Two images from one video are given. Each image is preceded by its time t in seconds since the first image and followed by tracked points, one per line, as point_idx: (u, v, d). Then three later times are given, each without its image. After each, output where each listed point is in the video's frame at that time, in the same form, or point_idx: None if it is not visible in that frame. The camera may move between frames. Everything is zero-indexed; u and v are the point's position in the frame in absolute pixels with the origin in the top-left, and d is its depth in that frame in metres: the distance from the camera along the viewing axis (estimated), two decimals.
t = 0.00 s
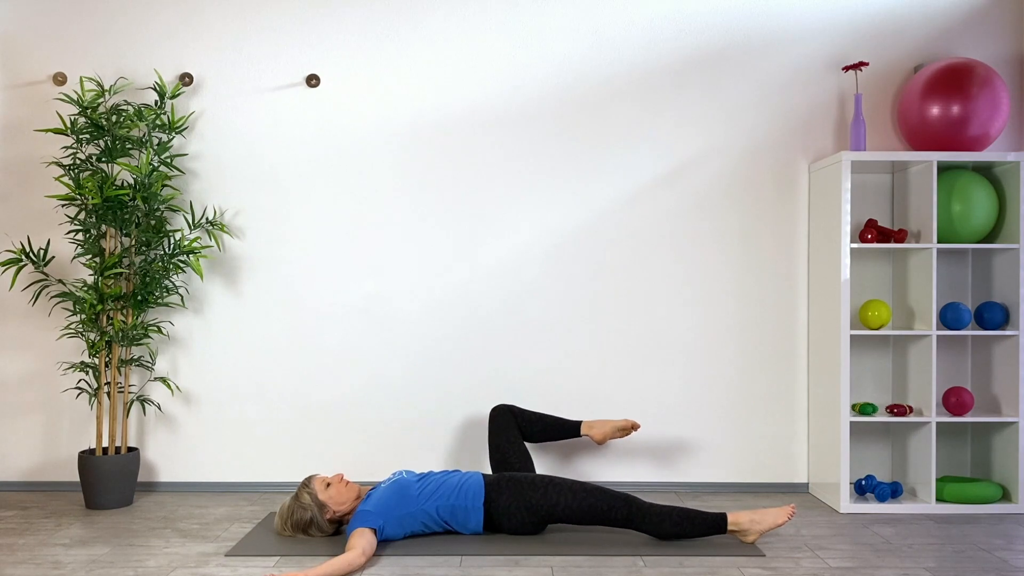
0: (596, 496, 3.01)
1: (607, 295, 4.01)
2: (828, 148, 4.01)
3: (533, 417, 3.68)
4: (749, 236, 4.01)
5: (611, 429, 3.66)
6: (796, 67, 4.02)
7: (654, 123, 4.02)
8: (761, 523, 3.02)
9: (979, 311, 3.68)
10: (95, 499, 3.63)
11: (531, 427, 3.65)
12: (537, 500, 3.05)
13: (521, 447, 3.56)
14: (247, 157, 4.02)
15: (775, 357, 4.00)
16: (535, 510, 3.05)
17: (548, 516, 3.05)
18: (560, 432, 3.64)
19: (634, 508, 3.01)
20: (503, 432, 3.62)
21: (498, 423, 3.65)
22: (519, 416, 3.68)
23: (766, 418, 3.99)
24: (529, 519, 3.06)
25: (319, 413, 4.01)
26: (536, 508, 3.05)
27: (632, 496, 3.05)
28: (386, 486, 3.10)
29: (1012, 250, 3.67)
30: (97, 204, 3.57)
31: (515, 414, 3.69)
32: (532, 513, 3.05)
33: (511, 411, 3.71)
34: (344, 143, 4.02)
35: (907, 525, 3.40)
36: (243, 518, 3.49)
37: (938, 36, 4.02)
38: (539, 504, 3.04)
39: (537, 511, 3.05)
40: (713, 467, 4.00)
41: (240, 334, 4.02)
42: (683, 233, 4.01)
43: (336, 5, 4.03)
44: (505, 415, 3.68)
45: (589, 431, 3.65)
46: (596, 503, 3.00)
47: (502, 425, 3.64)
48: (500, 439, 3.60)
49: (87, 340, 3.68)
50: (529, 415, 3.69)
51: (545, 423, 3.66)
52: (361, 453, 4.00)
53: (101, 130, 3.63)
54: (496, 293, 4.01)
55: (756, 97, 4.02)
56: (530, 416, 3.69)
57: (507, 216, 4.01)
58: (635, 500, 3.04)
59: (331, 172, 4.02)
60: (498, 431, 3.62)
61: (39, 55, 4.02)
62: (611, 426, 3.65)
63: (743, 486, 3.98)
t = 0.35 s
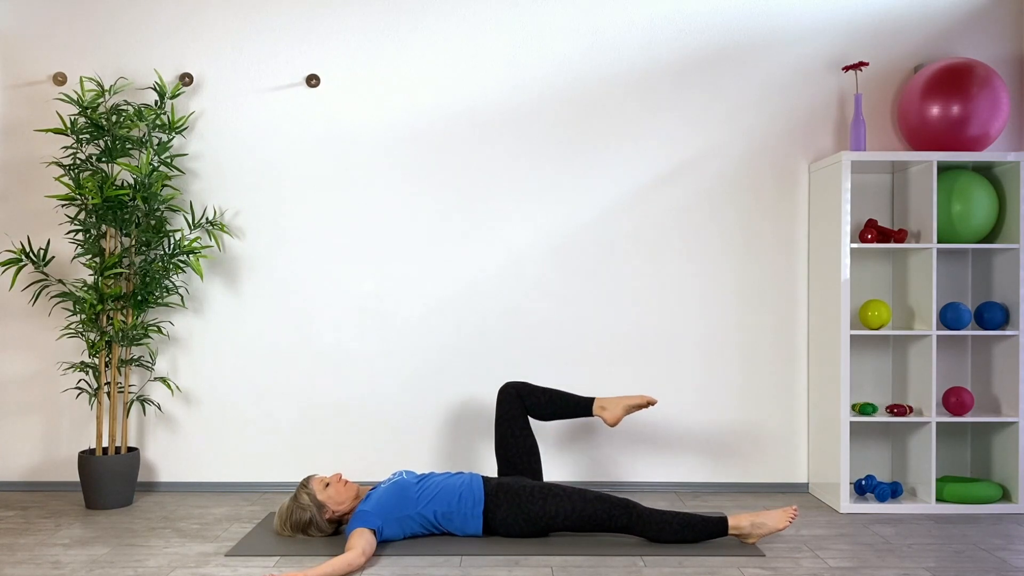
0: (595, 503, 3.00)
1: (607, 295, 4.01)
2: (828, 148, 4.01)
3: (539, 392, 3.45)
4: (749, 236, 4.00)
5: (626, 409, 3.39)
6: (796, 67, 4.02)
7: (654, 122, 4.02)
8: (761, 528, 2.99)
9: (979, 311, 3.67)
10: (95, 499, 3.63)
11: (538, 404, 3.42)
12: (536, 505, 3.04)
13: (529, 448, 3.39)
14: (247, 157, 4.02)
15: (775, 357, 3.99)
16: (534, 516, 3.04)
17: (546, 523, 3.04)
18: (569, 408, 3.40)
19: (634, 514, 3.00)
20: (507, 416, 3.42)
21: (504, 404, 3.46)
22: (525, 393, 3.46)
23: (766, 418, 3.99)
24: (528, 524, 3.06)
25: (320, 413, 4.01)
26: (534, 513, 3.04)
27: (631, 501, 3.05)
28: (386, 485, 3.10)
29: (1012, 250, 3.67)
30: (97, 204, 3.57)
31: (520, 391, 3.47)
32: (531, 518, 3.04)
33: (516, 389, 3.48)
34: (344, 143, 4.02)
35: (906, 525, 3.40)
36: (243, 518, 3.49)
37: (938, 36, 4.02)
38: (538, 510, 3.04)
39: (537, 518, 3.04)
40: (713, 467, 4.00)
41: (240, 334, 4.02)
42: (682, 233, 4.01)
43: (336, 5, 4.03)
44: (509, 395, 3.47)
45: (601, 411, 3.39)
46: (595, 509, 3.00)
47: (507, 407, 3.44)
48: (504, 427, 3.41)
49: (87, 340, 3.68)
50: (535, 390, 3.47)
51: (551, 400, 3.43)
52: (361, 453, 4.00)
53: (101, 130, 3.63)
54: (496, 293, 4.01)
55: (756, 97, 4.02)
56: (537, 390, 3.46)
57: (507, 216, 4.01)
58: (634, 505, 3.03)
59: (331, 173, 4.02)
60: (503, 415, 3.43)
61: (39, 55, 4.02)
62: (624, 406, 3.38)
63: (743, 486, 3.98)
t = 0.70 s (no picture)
0: (594, 505, 3.00)
1: (607, 295, 4.01)
2: (828, 148, 4.01)
3: (545, 389, 3.24)
4: (749, 236, 4.01)
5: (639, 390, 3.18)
6: (796, 67, 4.02)
7: (654, 122, 4.02)
8: (762, 528, 3.00)
9: (979, 311, 3.68)
10: (95, 499, 3.63)
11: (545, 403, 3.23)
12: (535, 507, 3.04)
13: (533, 449, 3.28)
14: (247, 157, 4.02)
15: (775, 357, 3.99)
16: (533, 517, 3.04)
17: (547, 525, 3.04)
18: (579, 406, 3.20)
19: (633, 514, 2.99)
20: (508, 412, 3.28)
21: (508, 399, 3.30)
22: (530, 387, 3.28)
23: (767, 418, 3.99)
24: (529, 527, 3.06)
25: (320, 413, 4.01)
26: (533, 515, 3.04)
27: (629, 500, 3.04)
28: (387, 485, 3.09)
29: (1012, 250, 3.67)
30: (97, 204, 3.57)
31: (523, 388, 3.27)
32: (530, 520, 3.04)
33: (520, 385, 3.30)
34: (344, 143, 4.02)
35: (907, 525, 3.40)
36: (243, 518, 3.49)
37: (938, 36, 4.02)
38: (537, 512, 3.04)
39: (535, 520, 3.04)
40: (713, 467, 4.00)
41: (240, 334, 4.02)
42: (682, 233, 4.01)
43: (336, 5, 4.03)
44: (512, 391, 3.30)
45: (615, 399, 3.17)
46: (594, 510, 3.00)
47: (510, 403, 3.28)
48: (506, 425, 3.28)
49: (87, 340, 3.68)
50: (541, 386, 3.25)
51: (558, 401, 3.21)
52: (361, 453, 4.00)
53: (101, 130, 3.63)
54: (496, 293, 4.01)
55: (756, 97, 4.02)
56: (543, 384, 3.26)
57: (507, 216, 4.01)
58: (632, 503, 3.03)
59: (331, 172, 4.02)
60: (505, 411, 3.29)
61: (39, 54, 4.02)
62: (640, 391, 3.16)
63: (743, 485, 3.99)
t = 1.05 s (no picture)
0: (595, 509, 3.00)
1: (607, 294, 4.01)
2: (828, 148, 4.01)
3: (551, 417, 2.99)
4: (749, 236, 4.00)
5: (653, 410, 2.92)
6: (796, 67, 4.02)
7: (654, 122, 4.02)
8: (763, 530, 3.01)
9: (979, 311, 3.68)
10: (95, 499, 3.63)
11: (554, 433, 2.98)
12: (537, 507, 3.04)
13: (534, 463, 3.11)
14: (247, 158, 4.02)
15: (775, 357, 3.99)
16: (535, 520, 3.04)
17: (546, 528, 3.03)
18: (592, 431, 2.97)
19: (633, 514, 3.00)
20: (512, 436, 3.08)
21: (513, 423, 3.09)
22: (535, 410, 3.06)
23: (767, 418, 3.99)
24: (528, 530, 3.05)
25: (320, 413, 4.01)
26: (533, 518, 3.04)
27: (629, 501, 3.05)
28: (387, 485, 3.09)
29: (1012, 250, 3.67)
30: (97, 204, 3.57)
31: (527, 417, 3.04)
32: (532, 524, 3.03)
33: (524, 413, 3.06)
34: (344, 143, 4.02)
35: (907, 525, 3.40)
36: (243, 518, 3.49)
37: (938, 36, 4.02)
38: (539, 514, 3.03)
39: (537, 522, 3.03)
40: (713, 468, 4.00)
41: (240, 335, 4.02)
42: (682, 233, 4.01)
43: (336, 5, 4.03)
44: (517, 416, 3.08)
45: (631, 422, 2.90)
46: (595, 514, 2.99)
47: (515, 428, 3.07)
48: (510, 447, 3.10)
49: (87, 340, 3.68)
50: (547, 413, 3.00)
51: (565, 434, 2.97)
52: (361, 453, 4.00)
53: (101, 130, 3.63)
54: (497, 293, 4.01)
55: (756, 97, 4.02)
56: (549, 411, 3.01)
57: (507, 216, 4.02)
58: (632, 505, 3.03)
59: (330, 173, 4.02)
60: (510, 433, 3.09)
61: (39, 55, 4.02)
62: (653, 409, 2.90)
63: (743, 485, 3.98)
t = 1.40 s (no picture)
0: (594, 519, 3.00)
1: (607, 294, 4.01)
2: (828, 148, 4.01)
3: (550, 449, 2.86)
4: (750, 236, 4.01)
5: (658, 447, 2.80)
6: (796, 67, 4.02)
7: (654, 123, 4.02)
8: (766, 535, 3.00)
9: (979, 311, 3.68)
10: (95, 499, 3.63)
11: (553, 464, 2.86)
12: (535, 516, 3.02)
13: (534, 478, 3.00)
14: (247, 158, 4.02)
15: (775, 357, 3.99)
16: (531, 529, 3.02)
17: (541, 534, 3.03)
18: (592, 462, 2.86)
19: (634, 525, 2.99)
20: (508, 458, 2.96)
21: (509, 447, 2.96)
22: (532, 437, 2.91)
23: (767, 418, 3.99)
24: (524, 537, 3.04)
25: (320, 413, 4.01)
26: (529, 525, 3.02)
27: (630, 510, 3.02)
28: (387, 485, 3.09)
29: (1012, 250, 3.67)
30: (97, 204, 3.57)
31: (524, 446, 2.90)
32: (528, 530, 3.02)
33: (522, 441, 2.92)
34: (344, 143, 4.02)
35: (907, 525, 3.40)
36: (243, 518, 3.49)
37: (938, 36, 4.02)
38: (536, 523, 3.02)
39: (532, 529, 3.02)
40: (713, 468, 3.99)
41: (240, 335, 4.02)
42: (682, 233, 4.01)
43: (336, 5, 4.03)
44: (514, 442, 2.95)
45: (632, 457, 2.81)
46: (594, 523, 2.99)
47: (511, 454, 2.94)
48: (507, 466, 2.98)
49: (87, 340, 3.68)
50: (546, 444, 2.87)
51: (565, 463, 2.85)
52: (361, 453, 4.00)
53: (101, 130, 3.63)
54: (497, 293, 4.01)
55: (756, 97, 4.02)
56: (548, 440, 2.88)
57: (507, 216, 4.02)
58: (632, 513, 3.02)
59: (330, 173, 4.02)
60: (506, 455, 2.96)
61: (39, 55, 4.02)
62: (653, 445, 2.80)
63: (744, 485, 3.99)
